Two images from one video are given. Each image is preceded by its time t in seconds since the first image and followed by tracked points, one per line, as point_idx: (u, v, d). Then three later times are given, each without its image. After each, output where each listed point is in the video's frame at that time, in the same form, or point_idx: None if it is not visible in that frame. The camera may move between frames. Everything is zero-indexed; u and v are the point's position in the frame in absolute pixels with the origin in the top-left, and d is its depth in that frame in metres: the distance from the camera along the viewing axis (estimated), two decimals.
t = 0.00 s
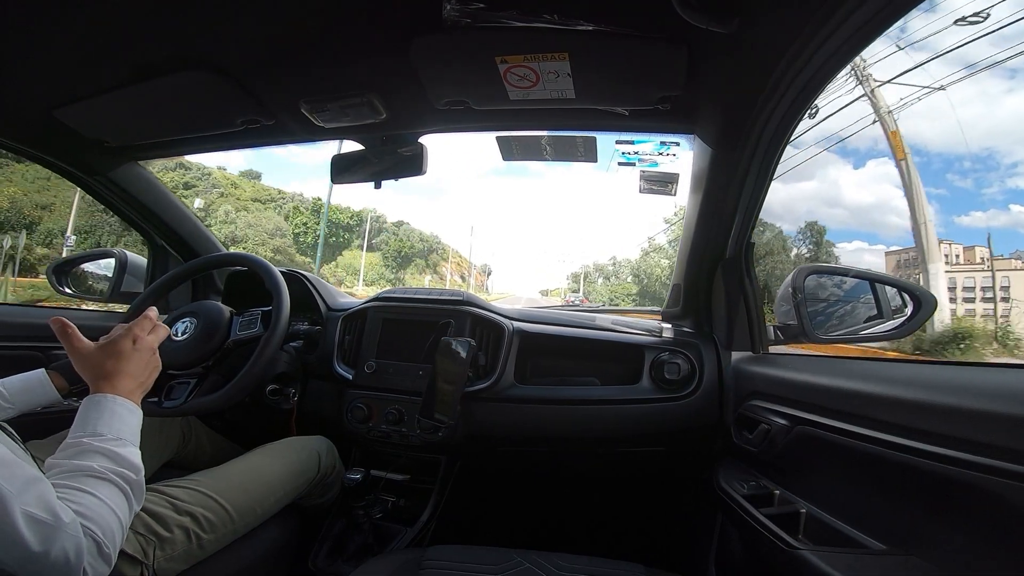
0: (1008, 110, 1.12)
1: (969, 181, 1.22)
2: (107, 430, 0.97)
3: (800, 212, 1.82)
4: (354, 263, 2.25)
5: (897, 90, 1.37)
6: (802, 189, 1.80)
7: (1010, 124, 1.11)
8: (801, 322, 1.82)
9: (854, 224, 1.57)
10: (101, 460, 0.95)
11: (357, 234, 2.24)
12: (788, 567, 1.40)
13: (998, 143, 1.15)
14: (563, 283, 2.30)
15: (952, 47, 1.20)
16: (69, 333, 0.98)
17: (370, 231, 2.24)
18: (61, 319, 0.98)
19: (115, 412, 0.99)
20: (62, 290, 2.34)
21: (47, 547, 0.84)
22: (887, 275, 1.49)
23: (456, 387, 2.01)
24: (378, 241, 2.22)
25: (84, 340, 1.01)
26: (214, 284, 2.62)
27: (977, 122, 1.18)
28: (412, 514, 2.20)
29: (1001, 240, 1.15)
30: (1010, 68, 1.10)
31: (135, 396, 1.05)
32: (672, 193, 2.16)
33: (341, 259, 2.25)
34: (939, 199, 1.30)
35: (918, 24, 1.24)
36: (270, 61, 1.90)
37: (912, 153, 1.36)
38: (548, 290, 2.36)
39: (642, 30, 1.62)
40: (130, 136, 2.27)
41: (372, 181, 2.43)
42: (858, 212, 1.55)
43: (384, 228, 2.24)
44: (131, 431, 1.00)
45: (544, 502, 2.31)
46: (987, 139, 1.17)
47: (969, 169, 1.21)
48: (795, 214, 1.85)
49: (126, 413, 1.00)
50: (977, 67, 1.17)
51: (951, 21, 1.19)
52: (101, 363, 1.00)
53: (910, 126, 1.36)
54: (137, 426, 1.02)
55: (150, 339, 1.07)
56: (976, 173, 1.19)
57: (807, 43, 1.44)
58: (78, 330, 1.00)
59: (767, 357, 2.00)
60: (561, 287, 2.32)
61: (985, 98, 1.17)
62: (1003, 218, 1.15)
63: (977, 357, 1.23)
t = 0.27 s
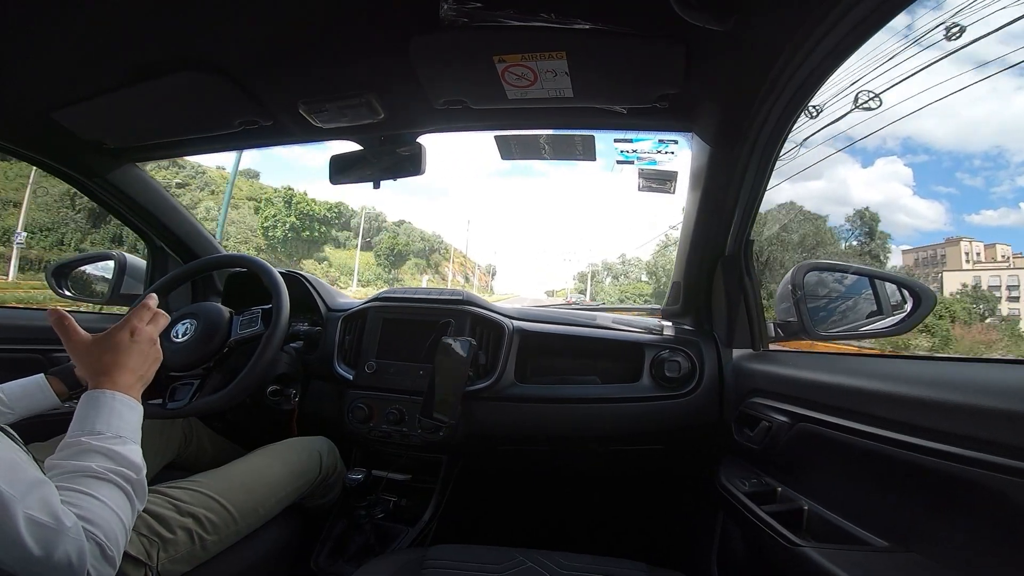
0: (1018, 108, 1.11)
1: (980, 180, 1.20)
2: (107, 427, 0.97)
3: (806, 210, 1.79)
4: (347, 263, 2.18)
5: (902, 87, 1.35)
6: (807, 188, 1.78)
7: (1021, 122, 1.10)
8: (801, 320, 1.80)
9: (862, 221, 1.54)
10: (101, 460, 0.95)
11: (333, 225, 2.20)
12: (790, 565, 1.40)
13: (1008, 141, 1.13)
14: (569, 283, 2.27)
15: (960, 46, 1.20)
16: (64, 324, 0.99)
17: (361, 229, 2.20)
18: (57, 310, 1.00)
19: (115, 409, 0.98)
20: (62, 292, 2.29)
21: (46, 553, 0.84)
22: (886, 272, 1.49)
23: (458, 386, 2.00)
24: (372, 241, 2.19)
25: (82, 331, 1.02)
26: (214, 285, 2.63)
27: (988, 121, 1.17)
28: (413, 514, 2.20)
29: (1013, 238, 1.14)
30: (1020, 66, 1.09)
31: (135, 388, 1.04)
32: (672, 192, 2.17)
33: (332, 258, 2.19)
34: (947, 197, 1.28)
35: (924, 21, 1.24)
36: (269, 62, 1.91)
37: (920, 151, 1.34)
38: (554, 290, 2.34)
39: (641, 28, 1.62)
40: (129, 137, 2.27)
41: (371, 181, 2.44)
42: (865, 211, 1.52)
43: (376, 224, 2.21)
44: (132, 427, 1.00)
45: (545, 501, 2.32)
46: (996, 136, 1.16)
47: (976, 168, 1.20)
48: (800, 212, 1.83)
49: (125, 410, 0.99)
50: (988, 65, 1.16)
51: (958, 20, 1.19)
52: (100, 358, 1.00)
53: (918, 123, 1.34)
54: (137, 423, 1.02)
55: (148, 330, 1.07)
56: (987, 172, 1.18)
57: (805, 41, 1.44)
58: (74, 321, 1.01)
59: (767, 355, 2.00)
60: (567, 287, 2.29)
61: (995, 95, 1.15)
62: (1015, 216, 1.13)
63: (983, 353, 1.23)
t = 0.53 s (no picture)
0: None
1: (991, 179, 1.20)
2: (96, 429, 0.96)
3: (810, 209, 1.80)
4: (341, 262, 2.23)
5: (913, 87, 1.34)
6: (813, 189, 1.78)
7: None
8: (800, 320, 1.82)
9: (873, 222, 1.53)
10: (92, 461, 0.95)
11: (326, 224, 2.27)
12: (791, 565, 1.40)
13: (1021, 140, 1.13)
14: (575, 283, 2.30)
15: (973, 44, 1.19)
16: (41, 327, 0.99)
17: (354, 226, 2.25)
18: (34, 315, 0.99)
19: (101, 410, 0.98)
20: (61, 295, 2.36)
21: (49, 552, 0.84)
22: (886, 274, 1.50)
23: (458, 388, 2.00)
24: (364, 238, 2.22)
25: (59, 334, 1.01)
26: (213, 288, 2.62)
27: (1000, 120, 1.16)
28: (413, 516, 2.20)
29: None
30: None
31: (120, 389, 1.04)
32: (672, 193, 2.17)
33: (327, 257, 2.24)
34: (960, 197, 1.27)
35: (935, 20, 1.23)
36: (268, 63, 1.90)
37: (932, 150, 1.34)
38: (559, 291, 2.31)
39: (639, 29, 1.62)
40: (128, 139, 2.27)
41: (371, 183, 2.43)
42: (876, 212, 1.53)
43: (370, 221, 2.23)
44: (120, 429, 0.99)
45: (545, 502, 2.31)
46: (1008, 135, 1.15)
47: (989, 168, 1.20)
48: (805, 211, 1.83)
49: (113, 410, 0.99)
50: (999, 64, 1.14)
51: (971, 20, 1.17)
52: (81, 358, 1.00)
53: (929, 122, 1.34)
54: (126, 424, 1.02)
55: (128, 330, 1.07)
56: (999, 171, 1.18)
57: (804, 41, 1.44)
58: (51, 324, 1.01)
59: (766, 356, 2.01)
60: (573, 288, 2.30)
61: (1008, 94, 1.14)
62: None
63: (985, 354, 1.23)
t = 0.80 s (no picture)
0: None
1: (1005, 179, 1.14)
2: (97, 429, 0.97)
3: (813, 205, 1.77)
4: (335, 261, 2.17)
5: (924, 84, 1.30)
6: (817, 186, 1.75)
7: None
8: (800, 322, 1.82)
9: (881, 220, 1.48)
10: (93, 462, 0.95)
11: (324, 221, 2.22)
12: (789, 566, 1.40)
13: None
14: (583, 284, 2.26)
15: (988, 41, 1.14)
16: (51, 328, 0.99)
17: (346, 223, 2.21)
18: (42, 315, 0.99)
19: (104, 411, 0.98)
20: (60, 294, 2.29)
21: (43, 553, 0.84)
22: (886, 275, 1.49)
23: (456, 388, 2.01)
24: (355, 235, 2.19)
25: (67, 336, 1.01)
26: (212, 287, 2.62)
27: (1017, 118, 1.11)
28: (412, 517, 2.20)
29: None
30: None
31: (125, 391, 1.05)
32: (672, 194, 2.18)
33: (319, 257, 2.18)
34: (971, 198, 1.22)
35: (946, 17, 1.20)
36: (268, 63, 1.90)
37: (944, 150, 1.29)
38: (567, 291, 2.31)
39: (639, 30, 1.62)
40: (128, 138, 2.27)
41: (371, 183, 2.44)
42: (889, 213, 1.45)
43: (368, 218, 2.20)
44: (123, 430, 1.00)
45: (544, 503, 2.31)
46: None
47: (1001, 168, 1.15)
48: (807, 208, 1.80)
49: (115, 412, 0.99)
50: (1011, 62, 1.11)
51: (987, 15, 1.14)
52: (86, 359, 1.01)
53: (941, 121, 1.29)
54: (128, 425, 1.02)
55: (137, 334, 1.09)
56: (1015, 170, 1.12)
57: (804, 42, 1.45)
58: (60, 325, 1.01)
59: (766, 357, 2.00)
60: (581, 288, 2.28)
61: None
62: None
63: (982, 358, 1.23)
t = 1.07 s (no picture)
0: None
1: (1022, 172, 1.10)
2: (94, 434, 0.97)
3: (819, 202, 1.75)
4: (327, 259, 2.23)
5: (940, 81, 1.27)
6: (821, 186, 1.73)
7: None
8: (799, 321, 1.83)
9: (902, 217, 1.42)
10: (91, 466, 0.95)
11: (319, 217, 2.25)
12: (790, 566, 1.40)
13: None
14: (592, 283, 2.26)
15: (1001, 39, 1.12)
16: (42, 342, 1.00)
17: (339, 218, 2.26)
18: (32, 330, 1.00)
19: (100, 417, 0.99)
20: (60, 295, 2.31)
21: (46, 553, 0.83)
22: (885, 274, 1.48)
23: (456, 388, 2.01)
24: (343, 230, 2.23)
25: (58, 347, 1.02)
26: (212, 288, 2.62)
27: None
28: (412, 517, 2.20)
29: None
30: None
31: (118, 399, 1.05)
32: (671, 193, 2.19)
33: (310, 254, 2.23)
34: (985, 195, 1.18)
35: (956, 15, 1.18)
36: (267, 63, 1.90)
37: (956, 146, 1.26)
38: (575, 291, 2.30)
39: (639, 29, 1.62)
40: (127, 138, 2.26)
41: (371, 183, 2.44)
42: (904, 210, 1.41)
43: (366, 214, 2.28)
44: (119, 435, 1.00)
45: (544, 503, 2.31)
46: None
47: (1014, 167, 1.12)
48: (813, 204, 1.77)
49: (111, 417, 1.00)
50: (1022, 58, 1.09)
51: (999, 13, 1.12)
52: (78, 368, 1.02)
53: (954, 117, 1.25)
54: (123, 431, 1.02)
55: (127, 343, 1.09)
56: None
57: (804, 41, 1.45)
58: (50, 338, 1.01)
59: (766, 356, 2.00)
60: (590, 287, 2.27)
61: None
62: None
63: (979, 356, 1.23)
